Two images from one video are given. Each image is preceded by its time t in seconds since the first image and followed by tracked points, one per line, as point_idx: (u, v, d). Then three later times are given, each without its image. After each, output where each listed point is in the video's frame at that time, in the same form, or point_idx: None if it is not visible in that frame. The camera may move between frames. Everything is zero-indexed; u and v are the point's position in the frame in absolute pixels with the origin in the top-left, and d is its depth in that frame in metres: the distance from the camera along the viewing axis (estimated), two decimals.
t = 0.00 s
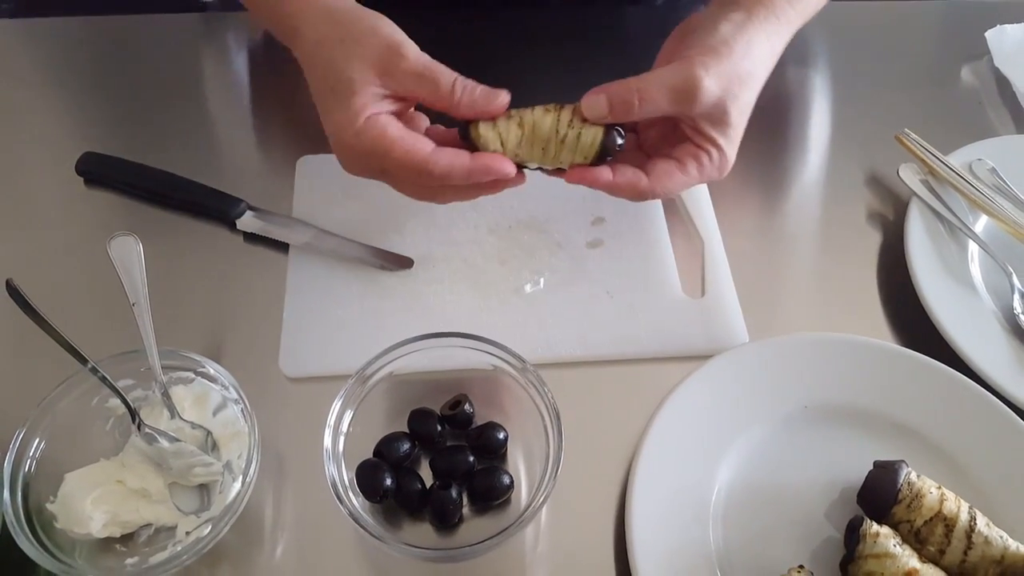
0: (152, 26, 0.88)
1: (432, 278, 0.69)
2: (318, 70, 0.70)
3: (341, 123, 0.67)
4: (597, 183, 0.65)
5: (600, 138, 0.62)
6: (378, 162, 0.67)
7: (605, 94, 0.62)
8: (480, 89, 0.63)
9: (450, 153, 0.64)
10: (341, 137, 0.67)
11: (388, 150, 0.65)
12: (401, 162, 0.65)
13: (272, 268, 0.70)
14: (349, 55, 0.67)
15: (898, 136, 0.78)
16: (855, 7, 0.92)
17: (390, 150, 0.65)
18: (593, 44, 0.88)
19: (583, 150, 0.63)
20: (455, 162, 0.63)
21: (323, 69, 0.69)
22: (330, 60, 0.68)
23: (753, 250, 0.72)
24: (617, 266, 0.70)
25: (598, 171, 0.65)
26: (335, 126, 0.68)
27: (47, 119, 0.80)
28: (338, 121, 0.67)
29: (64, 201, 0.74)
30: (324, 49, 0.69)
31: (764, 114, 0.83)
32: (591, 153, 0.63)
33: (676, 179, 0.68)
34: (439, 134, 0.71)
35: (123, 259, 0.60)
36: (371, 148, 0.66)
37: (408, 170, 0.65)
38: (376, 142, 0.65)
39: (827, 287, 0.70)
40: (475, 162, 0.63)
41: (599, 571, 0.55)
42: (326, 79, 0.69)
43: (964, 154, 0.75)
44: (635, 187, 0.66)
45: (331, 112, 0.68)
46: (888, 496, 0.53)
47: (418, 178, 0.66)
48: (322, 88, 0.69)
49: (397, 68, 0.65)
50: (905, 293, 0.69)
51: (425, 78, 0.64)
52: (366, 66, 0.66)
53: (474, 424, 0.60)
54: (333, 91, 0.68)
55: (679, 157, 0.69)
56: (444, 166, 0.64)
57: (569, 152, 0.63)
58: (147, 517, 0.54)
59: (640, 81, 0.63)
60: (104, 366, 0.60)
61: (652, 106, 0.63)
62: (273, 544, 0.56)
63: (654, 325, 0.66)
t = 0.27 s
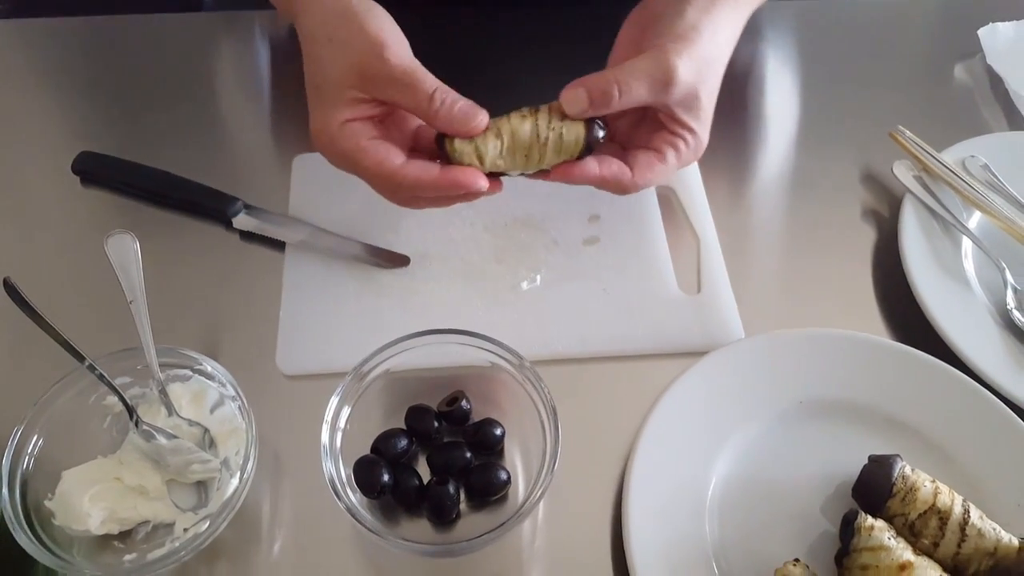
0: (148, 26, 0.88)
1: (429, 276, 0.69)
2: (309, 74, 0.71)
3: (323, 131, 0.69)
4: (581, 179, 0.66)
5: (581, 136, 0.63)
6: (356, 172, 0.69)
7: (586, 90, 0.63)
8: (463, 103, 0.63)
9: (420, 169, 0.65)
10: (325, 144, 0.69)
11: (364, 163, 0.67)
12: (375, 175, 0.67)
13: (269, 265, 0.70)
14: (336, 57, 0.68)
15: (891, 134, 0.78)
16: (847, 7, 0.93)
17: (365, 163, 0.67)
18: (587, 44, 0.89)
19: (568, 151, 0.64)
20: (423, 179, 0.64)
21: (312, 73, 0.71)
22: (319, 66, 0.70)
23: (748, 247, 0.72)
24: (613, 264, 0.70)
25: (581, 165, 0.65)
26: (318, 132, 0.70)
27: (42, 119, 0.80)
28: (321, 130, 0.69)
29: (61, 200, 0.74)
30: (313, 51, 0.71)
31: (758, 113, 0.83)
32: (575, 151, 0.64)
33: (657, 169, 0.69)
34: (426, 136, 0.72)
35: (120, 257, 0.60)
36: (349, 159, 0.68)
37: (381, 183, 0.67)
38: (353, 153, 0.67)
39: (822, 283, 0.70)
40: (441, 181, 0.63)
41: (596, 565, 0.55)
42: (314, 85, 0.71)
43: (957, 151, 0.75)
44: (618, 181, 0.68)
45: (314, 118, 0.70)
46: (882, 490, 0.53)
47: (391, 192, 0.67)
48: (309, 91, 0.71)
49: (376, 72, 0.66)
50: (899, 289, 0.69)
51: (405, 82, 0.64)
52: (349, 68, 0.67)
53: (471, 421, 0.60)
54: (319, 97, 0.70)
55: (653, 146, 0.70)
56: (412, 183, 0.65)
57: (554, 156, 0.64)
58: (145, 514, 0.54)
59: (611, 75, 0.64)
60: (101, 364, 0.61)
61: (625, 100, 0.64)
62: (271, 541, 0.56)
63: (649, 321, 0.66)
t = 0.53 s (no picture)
0: (149, 19, 0.89)
1: (427, 266, 0.69)
2: (299, 55, 0.69)
3: (329, 116, 0.69)
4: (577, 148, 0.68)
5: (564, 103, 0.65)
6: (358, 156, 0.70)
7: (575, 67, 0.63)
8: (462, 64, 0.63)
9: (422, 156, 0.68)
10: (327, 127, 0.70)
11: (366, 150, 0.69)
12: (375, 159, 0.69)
13: (269, 256, 0.70)
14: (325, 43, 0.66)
15: (887, 129, 0.78)
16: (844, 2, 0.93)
17: (367, 149, 0.69)
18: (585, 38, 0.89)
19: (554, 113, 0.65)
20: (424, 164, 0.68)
21: (303, 56, 0.69)
22: (310, 51, 0.68)
23: (745, 241, 0.73)
24: (610, 256, 0.71)
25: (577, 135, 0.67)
26: (323, 116, 0.69)
27: (44, 109, 0.81)
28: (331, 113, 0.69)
29: (62, 190, 0.75)
30: (298, 35, 0.68)
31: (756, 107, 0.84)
32: (557, 117, 0.66)
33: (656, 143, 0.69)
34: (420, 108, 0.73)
35: (121, 246, 0.60)
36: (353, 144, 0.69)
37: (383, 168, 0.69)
38: (353, 139, 0.69)
39: (817, 276, 0.70)
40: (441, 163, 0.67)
41: (591, 552, 0.56)
42: (308, 67, 0.69)
43: (953, 145, 0.76)
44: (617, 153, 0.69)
45: (315, 101, 0.69)
46: (875, 478, 0.54)
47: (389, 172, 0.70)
48: (303, 70, 0.70)
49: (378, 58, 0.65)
50: (893, 282, 0.70)
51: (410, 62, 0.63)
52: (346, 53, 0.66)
53: (468, 409, 0.61)
54: (316, 80, 0.68)
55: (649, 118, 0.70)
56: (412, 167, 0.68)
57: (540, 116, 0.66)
58: (145, 499, 0.54)
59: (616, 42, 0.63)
60: (102, 351, 0.61)
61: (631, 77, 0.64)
62: (269, 527, 0.57)
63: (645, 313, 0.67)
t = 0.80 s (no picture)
0: (148, 18, 0.89)
1: (426, 265, 0.70)
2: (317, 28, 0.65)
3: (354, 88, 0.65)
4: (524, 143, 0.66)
5: (518, 90, 0.63)
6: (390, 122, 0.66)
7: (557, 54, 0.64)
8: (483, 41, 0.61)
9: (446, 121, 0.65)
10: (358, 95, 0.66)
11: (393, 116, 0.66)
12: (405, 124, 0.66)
13: (268, 254, 0.71)
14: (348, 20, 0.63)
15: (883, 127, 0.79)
16: None
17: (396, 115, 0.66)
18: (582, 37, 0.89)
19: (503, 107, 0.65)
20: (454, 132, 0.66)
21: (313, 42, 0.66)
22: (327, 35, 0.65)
23: (742, 238, 0.73)
24: (608, 253, 0.71)
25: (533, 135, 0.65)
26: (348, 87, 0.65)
27: (44, 109, 0.81)
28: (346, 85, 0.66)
29: (63, 190, 0.75)
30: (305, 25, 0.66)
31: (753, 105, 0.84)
32: (506, 105, 0.64)
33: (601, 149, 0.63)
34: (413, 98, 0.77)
35: (122, 244, 0.60)
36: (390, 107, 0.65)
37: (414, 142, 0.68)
38: (381, 107, 0.66)
39: (813, 273, 0.71)
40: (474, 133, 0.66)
41: (589, 547, 0.56)
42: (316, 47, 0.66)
43: (949, 142, 0.76)
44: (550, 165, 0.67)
45: (336, 70, 0.65)
46: (871, 473, 0.54)
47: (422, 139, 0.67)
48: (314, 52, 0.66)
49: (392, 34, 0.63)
50: (889, 279, 0.70)
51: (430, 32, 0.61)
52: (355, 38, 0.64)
53: (466, 406, 0.61)
54: (335, 57, 0.65)
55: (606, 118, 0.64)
56: (442, 133, 0.66)
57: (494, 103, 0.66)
58: (146, 496, 0.55)
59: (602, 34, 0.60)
60: (103, 349, 0.62)
61: (565, 67, 0.60)
62: (270, 523, 0.57)
63: (643, 310, 0.67)
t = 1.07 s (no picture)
0: (148, 23, 0.89)
1: (424, 267, 0.70)
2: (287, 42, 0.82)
3: (304, 87, 0.80)
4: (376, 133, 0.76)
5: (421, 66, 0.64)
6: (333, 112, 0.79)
7: (557, 22, 0.70)
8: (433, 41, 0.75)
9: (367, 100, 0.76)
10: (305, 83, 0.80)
11: (335, 97, 0.78)
12: (343, 105, 0.77)
13: (268, 257, 0.71)
14: (314, 14, 0.80)
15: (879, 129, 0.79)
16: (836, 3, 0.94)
17: (337, 102, 0.78)
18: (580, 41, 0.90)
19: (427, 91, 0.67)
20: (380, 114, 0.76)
21: (289, 29, 0.82)
22: (291, 39, 0.81)
23: (739, 240, 0.74)
24: (605, 256, 0.71)
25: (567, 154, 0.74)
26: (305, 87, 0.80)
27: (45, 113, 0.82)
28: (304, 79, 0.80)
29: (63, 193, 0.75)
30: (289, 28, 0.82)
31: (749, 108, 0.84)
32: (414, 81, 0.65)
33: (668, 92, 0.72)
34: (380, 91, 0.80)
35: (122, 248, 0.61)
36: (328, 91, 0.78)
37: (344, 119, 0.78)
38: (326, 92, 0.78)
39: (810, 275, 0.71)
40: (387, 115, 0.75)
41: (586, 548, 0.57)
42: (293, 43, 0.81)
43: (944, 144, 0.76)
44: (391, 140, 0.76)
45: (295, 70, 0.80)
46: (866, 474, 0.55)
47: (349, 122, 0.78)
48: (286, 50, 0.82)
49: (344, 26, 0.79)
50: (885, 280, 0.71)
51: (376, 27, 0.77)
52: (323, 27, 0.80)
53: (465, 408, 0.62)
54: (301, 48, 0.80)
55: (639, 80, 0.74)
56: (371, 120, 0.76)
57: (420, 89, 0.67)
58: (147, 498, 0.55)
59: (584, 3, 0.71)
60: (104, 352, 0.62)
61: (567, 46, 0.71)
62: (270, 524, 0.58)
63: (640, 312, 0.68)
